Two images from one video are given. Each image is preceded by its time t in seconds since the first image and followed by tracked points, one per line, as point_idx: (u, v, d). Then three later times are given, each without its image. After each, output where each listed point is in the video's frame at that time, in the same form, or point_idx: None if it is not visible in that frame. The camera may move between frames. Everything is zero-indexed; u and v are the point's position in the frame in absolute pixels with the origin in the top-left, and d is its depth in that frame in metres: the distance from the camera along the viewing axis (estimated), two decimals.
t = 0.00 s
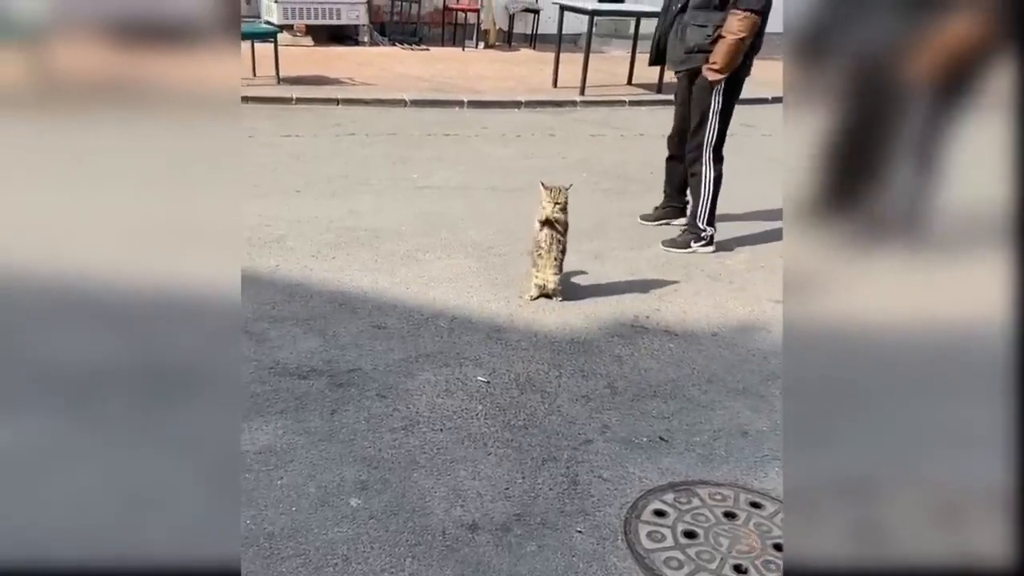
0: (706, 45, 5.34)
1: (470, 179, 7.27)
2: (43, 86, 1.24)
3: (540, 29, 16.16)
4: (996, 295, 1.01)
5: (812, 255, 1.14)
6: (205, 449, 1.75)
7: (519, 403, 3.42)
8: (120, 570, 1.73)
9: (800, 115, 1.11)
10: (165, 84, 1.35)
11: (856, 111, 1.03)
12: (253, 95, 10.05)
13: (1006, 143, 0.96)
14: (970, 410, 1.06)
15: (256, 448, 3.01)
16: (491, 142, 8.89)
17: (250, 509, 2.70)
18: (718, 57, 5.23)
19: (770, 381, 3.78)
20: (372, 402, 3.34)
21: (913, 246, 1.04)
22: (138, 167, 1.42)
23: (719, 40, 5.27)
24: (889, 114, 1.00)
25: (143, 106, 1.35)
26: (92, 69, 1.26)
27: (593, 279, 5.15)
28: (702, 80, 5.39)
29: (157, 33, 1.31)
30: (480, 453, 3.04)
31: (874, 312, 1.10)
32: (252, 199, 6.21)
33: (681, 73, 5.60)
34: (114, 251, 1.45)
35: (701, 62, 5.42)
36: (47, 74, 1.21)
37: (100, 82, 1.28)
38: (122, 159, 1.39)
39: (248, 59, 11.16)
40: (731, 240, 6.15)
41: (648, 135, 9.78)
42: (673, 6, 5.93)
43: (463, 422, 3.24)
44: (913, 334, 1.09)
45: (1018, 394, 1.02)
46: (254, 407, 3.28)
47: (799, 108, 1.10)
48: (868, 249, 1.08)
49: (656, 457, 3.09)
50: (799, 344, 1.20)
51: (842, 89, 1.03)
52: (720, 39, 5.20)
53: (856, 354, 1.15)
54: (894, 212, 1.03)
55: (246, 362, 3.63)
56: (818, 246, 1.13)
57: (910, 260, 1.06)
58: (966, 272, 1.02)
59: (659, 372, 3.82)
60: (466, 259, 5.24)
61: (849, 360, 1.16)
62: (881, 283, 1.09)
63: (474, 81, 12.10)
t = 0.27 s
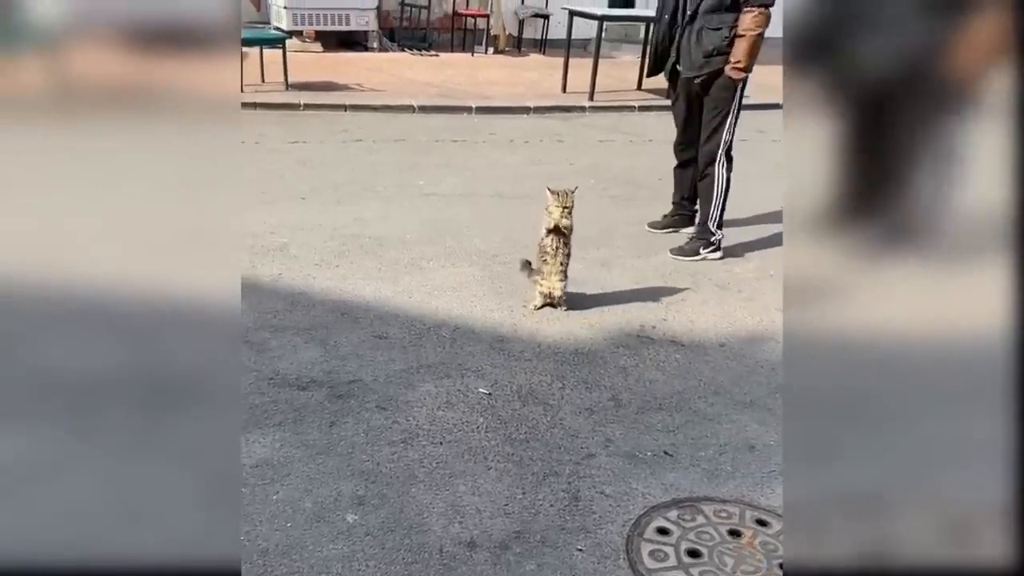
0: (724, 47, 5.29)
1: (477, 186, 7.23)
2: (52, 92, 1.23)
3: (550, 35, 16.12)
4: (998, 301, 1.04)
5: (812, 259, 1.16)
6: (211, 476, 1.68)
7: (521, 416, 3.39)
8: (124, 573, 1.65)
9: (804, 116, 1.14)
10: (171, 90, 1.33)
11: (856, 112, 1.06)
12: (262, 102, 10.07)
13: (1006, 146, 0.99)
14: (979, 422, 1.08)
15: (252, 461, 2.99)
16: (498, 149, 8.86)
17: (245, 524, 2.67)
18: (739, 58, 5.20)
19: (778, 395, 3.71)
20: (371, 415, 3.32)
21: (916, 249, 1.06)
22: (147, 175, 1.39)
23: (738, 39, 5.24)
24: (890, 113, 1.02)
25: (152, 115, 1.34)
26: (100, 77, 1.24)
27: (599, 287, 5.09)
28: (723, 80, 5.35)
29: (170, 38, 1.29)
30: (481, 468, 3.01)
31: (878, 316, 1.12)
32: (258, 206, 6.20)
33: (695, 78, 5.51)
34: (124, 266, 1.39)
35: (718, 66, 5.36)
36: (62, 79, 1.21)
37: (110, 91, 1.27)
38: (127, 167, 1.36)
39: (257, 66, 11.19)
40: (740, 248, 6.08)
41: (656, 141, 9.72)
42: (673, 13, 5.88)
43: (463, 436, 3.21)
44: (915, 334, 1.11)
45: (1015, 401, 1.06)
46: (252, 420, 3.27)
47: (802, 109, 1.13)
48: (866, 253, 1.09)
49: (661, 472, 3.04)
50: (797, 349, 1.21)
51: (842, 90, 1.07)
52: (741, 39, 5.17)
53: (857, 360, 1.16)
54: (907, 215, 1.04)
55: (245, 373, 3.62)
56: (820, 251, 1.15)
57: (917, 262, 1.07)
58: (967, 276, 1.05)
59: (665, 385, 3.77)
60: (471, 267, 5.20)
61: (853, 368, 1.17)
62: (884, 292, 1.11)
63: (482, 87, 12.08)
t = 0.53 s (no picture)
0: (744, 47, 5.45)
1: (485, 192, 7.21)
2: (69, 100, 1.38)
3: (560, 40, 16.09)
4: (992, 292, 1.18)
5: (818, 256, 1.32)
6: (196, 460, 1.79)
7: (525, 426, 3.38)
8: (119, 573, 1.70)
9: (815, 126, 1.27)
10: (182, 100, 1.51)
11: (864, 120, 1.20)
12: (271, 108, 10.10)
13: (1009, 157, 1.11)
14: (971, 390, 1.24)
15: (251, 472, 3.01)
16: (507, 154, 8.83)
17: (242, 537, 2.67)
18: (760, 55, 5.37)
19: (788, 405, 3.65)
20: (373, 425, 3.33)
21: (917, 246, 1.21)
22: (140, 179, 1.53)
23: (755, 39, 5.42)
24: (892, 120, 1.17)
25: (159, 123, 1.51)
26: (116, 83, 1.40)
27: (606, 294, 5.05)
28: (743, 78, 5.49)
29: (186, 43, 1.48)
30: (482, 480, 3.00)
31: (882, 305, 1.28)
32: (264, 213, 6.19)
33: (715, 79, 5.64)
34: (127, 271, 1.55)
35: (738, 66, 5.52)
36: (81, 81, 1.36)
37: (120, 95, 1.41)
38: (123, 168, 1.50)
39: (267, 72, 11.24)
40: (750, 254, 6.02)
41: (667, 146, 9.66)
42: (679, 20, 6.01)
43: (465, 446, 3.21)
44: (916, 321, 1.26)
45: (1011, 405, 1.22)
46: (253, 430, 3.30)
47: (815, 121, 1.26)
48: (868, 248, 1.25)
49: (666, 485, 3.01)
50: (796, 343, 1.38)
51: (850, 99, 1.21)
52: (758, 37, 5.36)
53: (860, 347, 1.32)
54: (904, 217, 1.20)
55: (248, 383, 3.65)
56: (827, 248, 1.30)
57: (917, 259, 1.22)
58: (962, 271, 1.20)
59: (672, 395, 3.73)
60: (477, 274, 5.18)
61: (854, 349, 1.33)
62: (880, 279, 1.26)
63: (492, 92, 12.06)
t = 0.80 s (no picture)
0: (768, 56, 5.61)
1: (495, 198, 7.19)
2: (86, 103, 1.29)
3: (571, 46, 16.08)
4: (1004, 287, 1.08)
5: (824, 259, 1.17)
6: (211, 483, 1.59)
7: (531, 436, 3.40)
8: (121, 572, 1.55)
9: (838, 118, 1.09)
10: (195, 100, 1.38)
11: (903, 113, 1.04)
12: (282, 114, 10.13)
13: None
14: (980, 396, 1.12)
15: (255, 482, 3.04)
16: (517, 160, 8.81)
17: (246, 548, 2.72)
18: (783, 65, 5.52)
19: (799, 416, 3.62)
20: (378, 433, 3.36)
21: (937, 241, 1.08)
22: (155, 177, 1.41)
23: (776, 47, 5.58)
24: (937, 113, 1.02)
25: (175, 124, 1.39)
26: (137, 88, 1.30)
27: (616, 301, 5.01)
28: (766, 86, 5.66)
29: (208, 48, 1.35)
30: (487, 490, 3.03)
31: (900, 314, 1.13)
32: (275, 219, 6.20)
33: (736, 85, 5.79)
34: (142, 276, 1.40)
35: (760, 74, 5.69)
36: (104, 87, 1.27)
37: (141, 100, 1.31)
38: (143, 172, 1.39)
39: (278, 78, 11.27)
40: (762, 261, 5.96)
41: (677, 152, 9.62)
42: (699, 21, 5.91)
43: (471, 456, 3.24)
44: (933, 326, 1.12)
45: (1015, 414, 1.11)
46: (258, 438, 3.33)
47: (840, 115, 1.08)
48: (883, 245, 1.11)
49: (674, 497, 3.04)
50: (797, 348, 1.24)
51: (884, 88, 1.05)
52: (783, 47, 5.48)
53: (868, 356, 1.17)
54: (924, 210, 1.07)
55: (254, 390, 3.66)
56: (836, 253, 1.15)
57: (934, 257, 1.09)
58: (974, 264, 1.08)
59: (680, 404, 3.72)
60: (486, 281, 5.15)
61: (861, 357, 1.18)
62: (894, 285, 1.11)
63: (503, 98, 12.06)
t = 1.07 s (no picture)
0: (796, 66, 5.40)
1: (505, 202, 7.16)
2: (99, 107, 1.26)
3: (582, 49, 16.06)
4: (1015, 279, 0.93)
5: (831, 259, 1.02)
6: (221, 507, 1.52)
7: (539, 442, 3.38)
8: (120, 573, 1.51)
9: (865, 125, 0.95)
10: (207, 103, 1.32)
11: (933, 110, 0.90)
12: (293, 119, 10.16)
13: None
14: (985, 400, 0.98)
15: (261, 488, 3.03)
16: (527, 164, 8.79)
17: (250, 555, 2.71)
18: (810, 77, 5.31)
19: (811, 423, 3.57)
20: (385, 440, 3.35)
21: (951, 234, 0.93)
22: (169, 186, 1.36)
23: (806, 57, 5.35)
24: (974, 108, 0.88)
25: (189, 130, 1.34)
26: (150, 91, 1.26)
27: (625, 306, 4.98)
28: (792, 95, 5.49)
29: (223, 56, 1.31)
30: (494, 498, 3.01)
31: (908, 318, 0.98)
32: (284, 224, 6.21)
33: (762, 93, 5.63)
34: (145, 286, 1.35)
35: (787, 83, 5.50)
36: (123, 92, 1.25)
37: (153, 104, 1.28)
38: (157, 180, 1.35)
39: (289, 83, 11.32)
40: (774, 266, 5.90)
41: (688, 156, 9.57)
42: (728, 25, 5.77)
43: (478, 463, 3.22)
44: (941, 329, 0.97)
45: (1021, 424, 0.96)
46: (264, 444, 3.32)
47: (866, 119, 0.94)
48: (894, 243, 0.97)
49: (684, 505, 3.01)
50: (796, 355, 1.10)
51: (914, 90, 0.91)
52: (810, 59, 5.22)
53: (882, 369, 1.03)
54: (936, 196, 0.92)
55: (261, 396, 3.65)
56: (847, 251, 1.00)
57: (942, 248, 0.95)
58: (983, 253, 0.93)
59: (690, 411, 3.68)
60: (494, 286, 5.12)
61: (867, 364, 1.03)
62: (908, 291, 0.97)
63: (513, 102, 12.05)
